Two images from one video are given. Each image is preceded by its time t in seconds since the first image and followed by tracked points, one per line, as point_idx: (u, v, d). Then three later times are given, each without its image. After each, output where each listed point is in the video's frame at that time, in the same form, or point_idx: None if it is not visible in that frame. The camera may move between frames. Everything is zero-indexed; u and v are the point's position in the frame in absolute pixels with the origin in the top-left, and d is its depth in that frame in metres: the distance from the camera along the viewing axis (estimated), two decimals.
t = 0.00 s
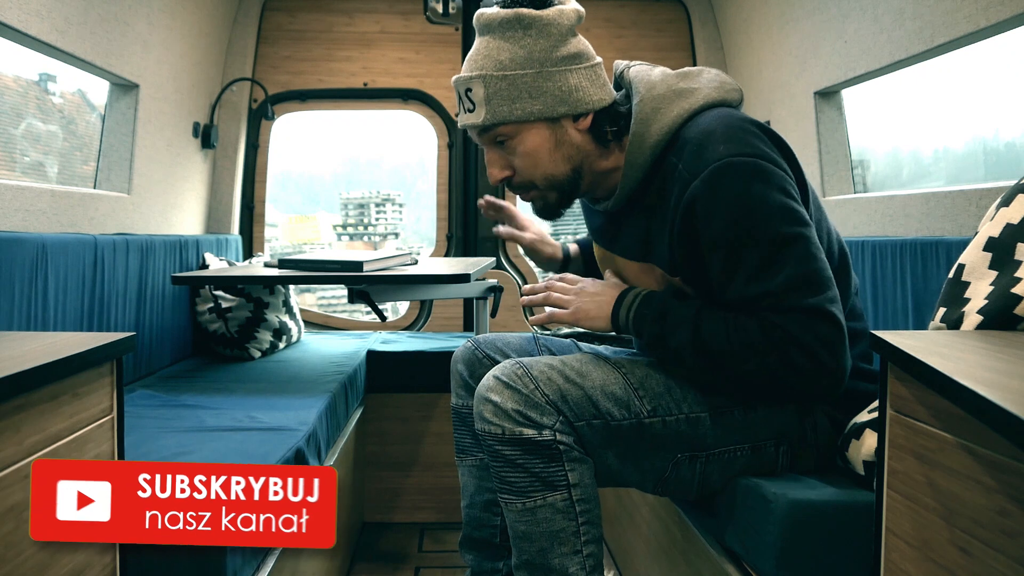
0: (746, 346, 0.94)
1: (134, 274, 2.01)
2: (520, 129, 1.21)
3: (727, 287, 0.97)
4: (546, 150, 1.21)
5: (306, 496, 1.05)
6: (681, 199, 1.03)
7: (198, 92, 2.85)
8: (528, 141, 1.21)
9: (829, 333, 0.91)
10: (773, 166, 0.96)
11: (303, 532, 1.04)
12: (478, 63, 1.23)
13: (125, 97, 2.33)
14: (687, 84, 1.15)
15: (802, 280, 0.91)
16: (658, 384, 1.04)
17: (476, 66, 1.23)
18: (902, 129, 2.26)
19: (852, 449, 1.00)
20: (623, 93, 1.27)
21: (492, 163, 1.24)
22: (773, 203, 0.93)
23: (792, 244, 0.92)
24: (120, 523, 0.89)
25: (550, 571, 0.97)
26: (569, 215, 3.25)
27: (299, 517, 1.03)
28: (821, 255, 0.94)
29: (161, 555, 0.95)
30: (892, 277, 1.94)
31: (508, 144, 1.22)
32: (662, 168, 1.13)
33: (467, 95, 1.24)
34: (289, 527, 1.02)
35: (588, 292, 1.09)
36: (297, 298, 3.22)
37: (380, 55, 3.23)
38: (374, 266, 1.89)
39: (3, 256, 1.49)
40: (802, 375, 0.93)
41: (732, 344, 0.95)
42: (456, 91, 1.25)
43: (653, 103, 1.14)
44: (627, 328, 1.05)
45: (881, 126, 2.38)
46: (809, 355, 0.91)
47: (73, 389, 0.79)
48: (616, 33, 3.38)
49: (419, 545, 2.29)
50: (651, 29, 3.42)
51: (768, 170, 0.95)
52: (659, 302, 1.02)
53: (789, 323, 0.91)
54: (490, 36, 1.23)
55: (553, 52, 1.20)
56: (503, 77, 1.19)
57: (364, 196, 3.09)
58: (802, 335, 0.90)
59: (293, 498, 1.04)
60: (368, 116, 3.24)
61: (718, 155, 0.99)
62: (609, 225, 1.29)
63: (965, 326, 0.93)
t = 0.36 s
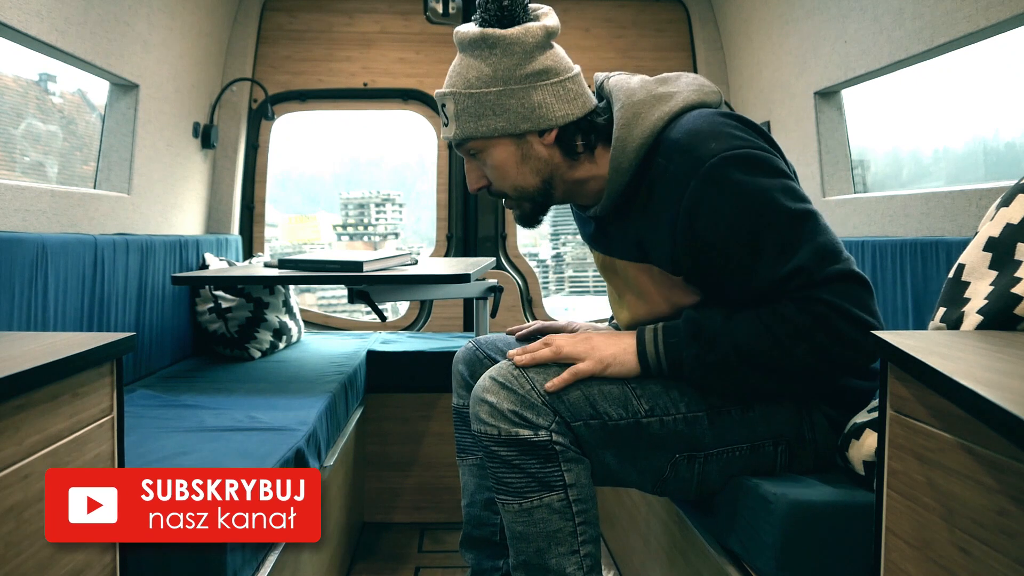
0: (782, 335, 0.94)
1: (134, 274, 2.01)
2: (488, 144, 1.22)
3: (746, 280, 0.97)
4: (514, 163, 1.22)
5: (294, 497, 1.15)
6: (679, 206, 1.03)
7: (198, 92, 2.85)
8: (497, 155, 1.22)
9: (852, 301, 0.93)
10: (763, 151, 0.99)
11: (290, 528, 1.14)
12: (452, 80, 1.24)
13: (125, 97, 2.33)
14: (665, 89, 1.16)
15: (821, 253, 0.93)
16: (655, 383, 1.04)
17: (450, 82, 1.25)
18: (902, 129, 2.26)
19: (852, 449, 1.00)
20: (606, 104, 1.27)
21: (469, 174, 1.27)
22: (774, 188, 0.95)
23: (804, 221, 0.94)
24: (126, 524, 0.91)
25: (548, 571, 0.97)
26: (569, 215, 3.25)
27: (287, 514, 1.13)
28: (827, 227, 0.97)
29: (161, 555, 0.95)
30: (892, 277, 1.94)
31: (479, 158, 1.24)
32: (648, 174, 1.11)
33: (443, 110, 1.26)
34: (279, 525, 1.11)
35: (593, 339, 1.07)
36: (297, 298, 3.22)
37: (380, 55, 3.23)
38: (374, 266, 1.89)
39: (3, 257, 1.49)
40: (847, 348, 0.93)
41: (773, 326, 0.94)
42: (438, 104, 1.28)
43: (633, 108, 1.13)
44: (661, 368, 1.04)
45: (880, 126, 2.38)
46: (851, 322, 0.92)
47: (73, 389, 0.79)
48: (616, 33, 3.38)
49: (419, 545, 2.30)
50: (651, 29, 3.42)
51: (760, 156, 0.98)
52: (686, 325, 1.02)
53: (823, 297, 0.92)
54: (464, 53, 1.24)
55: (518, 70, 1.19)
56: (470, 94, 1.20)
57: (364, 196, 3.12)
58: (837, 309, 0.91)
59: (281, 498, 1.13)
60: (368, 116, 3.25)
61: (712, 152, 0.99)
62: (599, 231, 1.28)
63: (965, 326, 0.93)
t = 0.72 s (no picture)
0: (716, 339, 0.93)
1: (134, 274, 2.01)
2: (504, 129, 1.24)
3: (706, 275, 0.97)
4: (529, 150, 1.24)
5: (294, 496, 1.16)
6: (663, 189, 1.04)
7: (198, 92, 2.85)
8: (512, 140, 1.24)
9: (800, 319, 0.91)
10: (755, 154, 0.97)
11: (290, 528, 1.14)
12: (474, 64, 1.26)
13: (125, 97, 2.33)
14: (678, 82, 1.14)
15: (772, 268, 0.91)
16: (653, 382, 1.04)
17: (472, 66, 1.26)
18: (902, 129, 2.26)
19: (851, 449, 1.00)
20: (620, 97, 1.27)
21: (486, 159, 1.29)
22: (749, 189, 0.94)
23: (766, 232, 0.93)
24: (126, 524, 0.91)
25: (547, 570, 0.97)
26: (569, 215, 3.25)
27: (287, 514, 1.13)
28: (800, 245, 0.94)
29: (161, 555, 0.95)
30: (892, 277, 1.94)
31: (496, 143, 1.26)
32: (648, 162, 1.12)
33: (463, 92, 1.28)
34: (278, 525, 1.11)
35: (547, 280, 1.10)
36: (297, 298, 3.21)
37: (381, 55, 3.23)
38: (374, 266, 1.89)
39: (3, 257, 1.49)
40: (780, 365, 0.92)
41: (704, 336, 0.94)
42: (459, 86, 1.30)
43: (643, 99, 1.13)
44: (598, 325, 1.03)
45: (881, 126, 2.38)
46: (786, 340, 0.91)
47: (73, 389, 0.79)
48: (616, 33, 3.38)
49: (419, 545, 2.29)
50: (651, 29, 3.42)
51: (747, 157, 0.96)
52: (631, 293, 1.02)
53: (765, 311, 0.91)
54: (487, 38, 1.25)
55: (538, 59, 1.21)
56: (491, 79, 1.22)
57: (364, 196, 3.11)
58: (773, 324, 0.90)
59: (281, 498, 1.13)
60: (368, 116, 3.25)
61: (704, 141, 0.99)
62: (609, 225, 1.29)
63: (965, 325, 0.93)
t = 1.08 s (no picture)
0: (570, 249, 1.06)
1: (134, 273, 2.01)
2: (546, 99, 1.20)
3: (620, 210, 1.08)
4: (570, 122, 1.21)
5: (294, 496, 1.16)
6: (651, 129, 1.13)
7: (198, 92, 2.85)
8: (553, 111, 1.21)
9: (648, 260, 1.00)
10: (717, 125, 1.00)
11: (290, 528, 1.14)
12: (521, 30, 1.21)
13: (125, 97, 2.33)
14: (718, 59, 1.17)
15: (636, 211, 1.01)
16: (653, 382, 1.04)
17: (518, 32, 1.22)
18: (903, 128, 2.26)
19: (851, 449, 1.00)
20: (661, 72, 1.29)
21: (523, 129, 1.26)
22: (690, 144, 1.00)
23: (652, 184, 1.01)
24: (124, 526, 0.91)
25: (546, 569, 0.97)
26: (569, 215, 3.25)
27: (287, 514, 1.13)
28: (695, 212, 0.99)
29: (161, 554, 0.95)
30: (892, 277, 1.94)
31: (536, 113, 1.22)
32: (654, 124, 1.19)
33: (506, 59, 1.23)
34: (278, 525, 1.11)
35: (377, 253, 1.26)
36: (297, 298, 3.21)
37: (381, 55, 3.23)
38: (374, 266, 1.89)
39: (3, 257, 1.49)
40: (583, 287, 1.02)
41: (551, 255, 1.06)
42: (500, 53, 1.25)
43: (678, 70, 1.17)
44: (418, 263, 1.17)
45: (881, 126, 2.38)
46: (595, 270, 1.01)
47: (73, 389, 0.79)
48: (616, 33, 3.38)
49: (419, 545, 2.30)
50: (651, 29, 3.42)
51: (711, 122, 1.00)
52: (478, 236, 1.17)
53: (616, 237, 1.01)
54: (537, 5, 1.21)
55: (586, 29, 1.17)
56: (537, 47, 1.18)
57: (364, 196, 3.10)
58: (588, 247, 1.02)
59: (281, 498, 1.14)
60: (368, 116, 3.25)
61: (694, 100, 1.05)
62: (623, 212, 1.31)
63: (966, 325, 0.93)
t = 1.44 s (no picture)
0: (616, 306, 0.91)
1: (134, 273, 2.01)
2: (534, 100, 1.18)
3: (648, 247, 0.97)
4: (558, 124, 1.19)
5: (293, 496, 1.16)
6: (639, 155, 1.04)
7: (198, 92, 2.85)
8: (541, 112, 1.19)
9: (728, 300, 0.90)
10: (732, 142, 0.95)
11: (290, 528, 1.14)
12: (506, 34, 1.21)
13: (125, 97, 2.33)
14: (682, 69, 1.16)
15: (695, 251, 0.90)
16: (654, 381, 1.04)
17: (503, 36, 1.21)
18: (903, 128, 2.26)
19: (852, 449, 1.00)
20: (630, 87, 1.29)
21: (505, 134, 1.22)
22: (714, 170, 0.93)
23: (707, 210, 0.92)
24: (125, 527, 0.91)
25: (548, 570, 0.97)
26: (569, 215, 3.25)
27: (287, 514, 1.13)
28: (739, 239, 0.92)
29: (162, 554, 0.95)
30: (892, 276, 1.94)
31: (523, 114, 1.19)
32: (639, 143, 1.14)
33: (490, 63, 1.22)
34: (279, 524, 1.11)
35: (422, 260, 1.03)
36: (297, 298, 3.22)
37: (381, 55, 3.23)
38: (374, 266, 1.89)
39: (3, 256, 1.49)
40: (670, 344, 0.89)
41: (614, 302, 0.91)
42: (482, 59, 1.24)
43: (647, 83, 1.16)
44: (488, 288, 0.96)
45: (881, 126, 2.38)
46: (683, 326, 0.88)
47: (73, 389, 0.80)
48: (616, 33, 3.38)
49: (419, 545, 2.30)
50: (651, 29, 3.43)
51: (723, 145, 0.94)
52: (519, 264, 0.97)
53: (674, 286, 0.89)
54: (521, 10, 1.22)
55: (574, 31, 1.18)
56: (526, 46, 1.17)
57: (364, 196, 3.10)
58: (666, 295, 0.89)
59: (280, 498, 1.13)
60: (368, 116, 3.25)
61: (689, 116, 0.99)
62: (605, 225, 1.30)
63: (966, 325, 0.93)
